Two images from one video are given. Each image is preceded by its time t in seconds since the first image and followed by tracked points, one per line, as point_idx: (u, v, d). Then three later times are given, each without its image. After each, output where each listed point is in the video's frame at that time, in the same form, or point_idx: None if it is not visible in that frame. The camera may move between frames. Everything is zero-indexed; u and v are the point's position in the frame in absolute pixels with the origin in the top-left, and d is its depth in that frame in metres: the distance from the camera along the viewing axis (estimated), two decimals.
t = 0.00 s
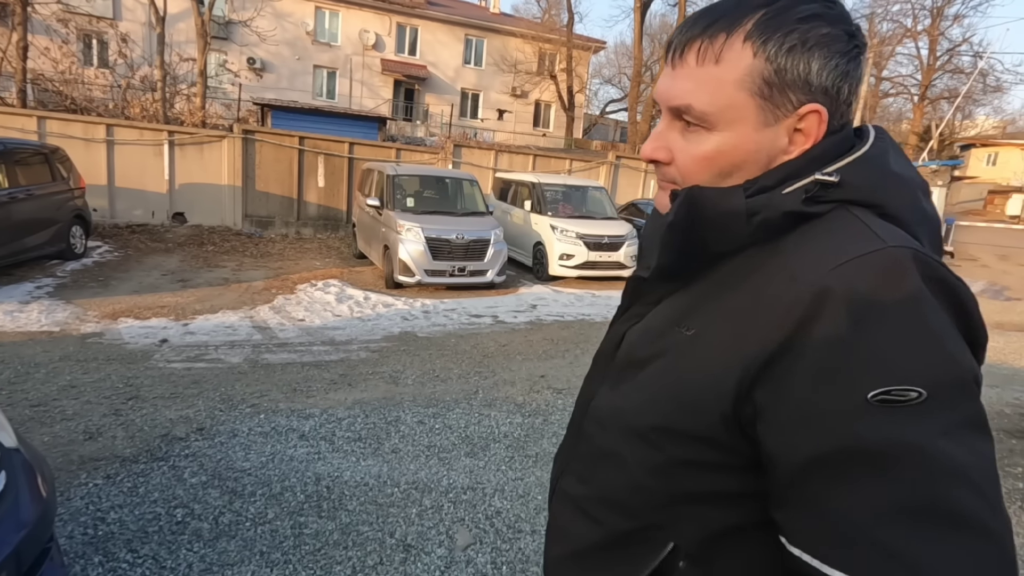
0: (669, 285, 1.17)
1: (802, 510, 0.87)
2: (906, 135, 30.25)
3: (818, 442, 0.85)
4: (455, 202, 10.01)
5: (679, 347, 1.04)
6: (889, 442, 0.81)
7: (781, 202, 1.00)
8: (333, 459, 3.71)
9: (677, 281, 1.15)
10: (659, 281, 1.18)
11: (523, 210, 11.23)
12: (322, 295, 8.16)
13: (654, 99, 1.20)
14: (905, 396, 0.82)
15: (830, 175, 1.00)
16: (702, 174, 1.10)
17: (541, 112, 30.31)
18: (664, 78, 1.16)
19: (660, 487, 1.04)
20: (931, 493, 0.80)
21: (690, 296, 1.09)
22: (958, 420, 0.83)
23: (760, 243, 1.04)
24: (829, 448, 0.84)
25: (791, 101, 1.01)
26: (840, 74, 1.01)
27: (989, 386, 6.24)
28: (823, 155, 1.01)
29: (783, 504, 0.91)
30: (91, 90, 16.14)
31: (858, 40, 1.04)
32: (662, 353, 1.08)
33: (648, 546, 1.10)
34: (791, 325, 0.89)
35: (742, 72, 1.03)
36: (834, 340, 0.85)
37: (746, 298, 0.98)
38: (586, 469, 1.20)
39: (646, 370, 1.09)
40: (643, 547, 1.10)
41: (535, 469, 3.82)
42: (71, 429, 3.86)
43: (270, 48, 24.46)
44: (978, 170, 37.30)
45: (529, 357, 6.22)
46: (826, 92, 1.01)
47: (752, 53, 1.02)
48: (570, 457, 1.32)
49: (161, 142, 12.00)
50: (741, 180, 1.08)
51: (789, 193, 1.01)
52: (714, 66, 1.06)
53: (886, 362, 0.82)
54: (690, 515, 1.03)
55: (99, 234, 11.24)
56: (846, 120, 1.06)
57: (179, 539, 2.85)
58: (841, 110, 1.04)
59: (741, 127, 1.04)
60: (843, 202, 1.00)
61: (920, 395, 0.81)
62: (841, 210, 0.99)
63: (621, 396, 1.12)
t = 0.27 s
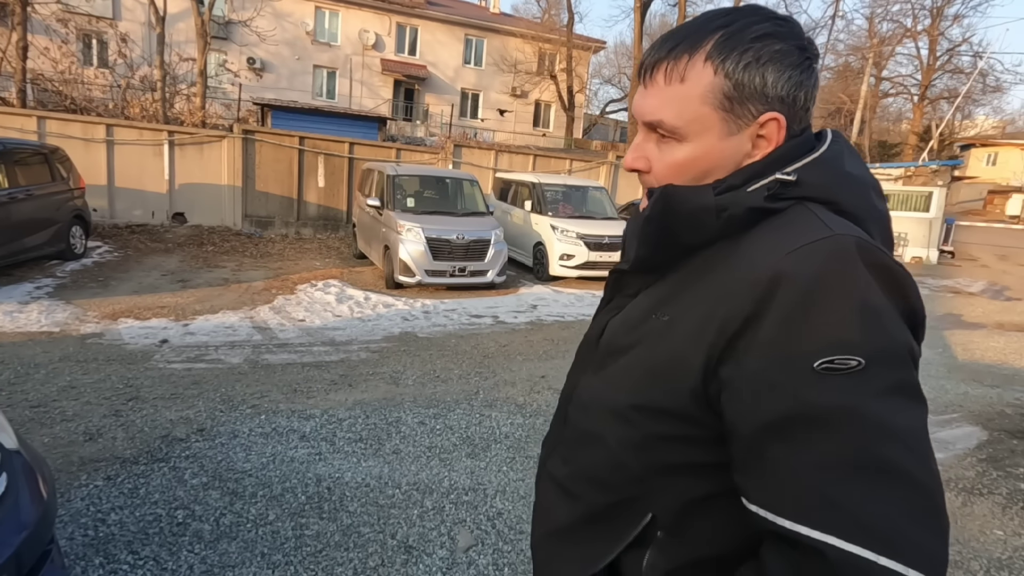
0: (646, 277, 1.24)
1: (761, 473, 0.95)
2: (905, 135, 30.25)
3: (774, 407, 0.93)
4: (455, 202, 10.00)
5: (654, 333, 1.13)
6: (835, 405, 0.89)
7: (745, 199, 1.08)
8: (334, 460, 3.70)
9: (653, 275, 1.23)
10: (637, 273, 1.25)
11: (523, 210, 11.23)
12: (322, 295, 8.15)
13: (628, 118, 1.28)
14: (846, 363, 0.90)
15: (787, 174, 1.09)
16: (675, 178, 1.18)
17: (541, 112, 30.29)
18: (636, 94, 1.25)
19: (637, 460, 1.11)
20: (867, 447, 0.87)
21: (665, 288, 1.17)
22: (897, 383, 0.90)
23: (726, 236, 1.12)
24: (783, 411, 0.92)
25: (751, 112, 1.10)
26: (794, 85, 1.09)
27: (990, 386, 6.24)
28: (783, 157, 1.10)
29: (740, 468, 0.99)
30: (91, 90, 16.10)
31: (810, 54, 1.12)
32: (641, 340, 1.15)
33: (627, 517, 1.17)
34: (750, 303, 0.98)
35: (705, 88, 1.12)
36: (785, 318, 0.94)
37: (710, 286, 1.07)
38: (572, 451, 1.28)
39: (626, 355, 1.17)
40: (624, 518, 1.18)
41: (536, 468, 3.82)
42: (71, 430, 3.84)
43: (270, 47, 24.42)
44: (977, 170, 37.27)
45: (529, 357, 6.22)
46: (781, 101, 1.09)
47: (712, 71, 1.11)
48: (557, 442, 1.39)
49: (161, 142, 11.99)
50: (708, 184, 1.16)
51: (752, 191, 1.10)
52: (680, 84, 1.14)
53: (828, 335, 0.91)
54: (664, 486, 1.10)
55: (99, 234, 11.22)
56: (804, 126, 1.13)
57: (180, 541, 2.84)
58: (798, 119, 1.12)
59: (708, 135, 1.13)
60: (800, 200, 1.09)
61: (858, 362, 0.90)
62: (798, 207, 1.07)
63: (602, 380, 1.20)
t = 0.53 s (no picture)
0: (632, 270, 1.24)
1: (747, 445, 0.96)
2: (907, 135, 30.20)
3: (758, 377, 0.94)
4: (456, 202, 10.00)
5: (639, 321, 1.13)
6: (811, 370, 0.91)
7: (718, 192, 1.11)
8: (335, 460, 3.69)
9: (637, 267, 1.24)
10: (623, 267, 1.26)
11: (524, 210, 11.21)
12: (323, 295, 8.14)
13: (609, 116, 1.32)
14: (819, 332, 0.92)
15: (756, 168, 1.12)
16: (653, 174, 1.20)
17: (542, 112, 30.27)
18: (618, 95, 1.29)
19: (628, 444, 1.12)
20: (839, 406, 0.89)
21: (650, 278, 1.17)
22: (869, 348, 0.93)
23: (705, 224, 1.13)
24: (764, 382, 0.94)
25: (722, 111, 1.13)
26: (762, 87, 1.13)
27: (993, 387, 6.21)
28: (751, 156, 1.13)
29: (727, 441, 1.00)
30: (92, 90, 16.09)
31: (777, 59, 1.16)
32: (627, 329, 1.15)
33: (621, 503, 1.16)
34: (730, 282, 1.00)
35: (679, 88, 1.15)
36: (762, 296, 0.97)
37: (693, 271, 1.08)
38: (565, 443, 1.29)
39: (612, 346, 1.18)
40: (617, 504, 1.17)
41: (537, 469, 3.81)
42: (71, 430, 3.84)
43: (271, 47, 24.42)
44: (979, 170, 37.19)
45: (530, 357, 6.21)
46: (750, 101, 1.13)
47: (687, 72, 1.14)
48: (551, 436, 1.39)
49: (162, 141, 11.99)
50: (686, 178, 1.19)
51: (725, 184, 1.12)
52: (657, 84, 1.18)
53: (800, 308, 0.93)
54: (655, 468, 1.10)
55: (100, 234, 11.22)
56: (772, 127, 1.17)
57: (181, 541, 2.84)
58: (767, 119, 1.15)
59: (682, 133, 1.16)
60: (769, 190, 1.12)
61: (832, 331, 0.92)
62: (767, 198, 1.10)
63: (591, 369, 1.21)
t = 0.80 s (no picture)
0: (627, 271, 1.24)
1: (749, 434, 0.96)
2: (909, 136, 30.16)
3: (757, 367, 0.93)
4: (457, 203, 9.99)
5: (637, 320, 1.12)
6: (806, 359, 0.90)
7: (709, 192, 1.10)
8: (337, 462, 3.68)
9: (634, 267, 1.23)
10: (618, 267, 1.25)
11: (526, 210, 11.20)
12: (325, 295, 8.13)
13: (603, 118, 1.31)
14: (817, 323, 0.92)
15: (746, 167, 1.12)
16: (644, 174, 1.20)
17: (543, 112, 30.26)
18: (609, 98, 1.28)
19: (629, 440, 1.11)
20: (838, 391, 0.89)
21: (646, 276, 1.16)
22: (866, 334, 0.93)
23: (700, 222, 1.13)
24: (764, 373, 0.93)
25: (711, 113, 1.13)
26: (748, 91, 1.13)
27: (996, 388, 6.19)
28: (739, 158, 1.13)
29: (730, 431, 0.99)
30: (94, 90, 16.09)
31: (764, 66, 1.16)
32: (624, 329, 1.14)
33: (625, 499, 1.15)
34: (726, 276, 0.99)
35: (669, 91, 1.14)
36: (757, 290, 0.96)
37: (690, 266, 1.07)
38: (566, 442, 1.28)
39: (609, 346, 1.17)
40: (621, 500, 1.16)
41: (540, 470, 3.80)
42: (73, 431, 3.83)
43: (273, 48, 24.44)
44: (981, 171, 37.13)
45: (532, 358, 6.20)
46: (736, 105, 1.12)
47: (677, 75, 1.14)
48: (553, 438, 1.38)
49: (164, 142, 12.00)
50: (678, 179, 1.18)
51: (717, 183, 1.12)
52: (648, 86, 1.17)
53: (796, 298, 0.94)
54: (658, 463, 1.09)
55: (101, 234, 11.23)
56: (761, 132, 1.17)
57: (183, 543, 2.83)
58: (753, 123, 1.15)
59: (672, 134, 1.16)
60: (760, 188, 1.11)
61: (830, 321, 0.91)
62: (758, 197, 1.09)
63: (590, 369, 1.20)
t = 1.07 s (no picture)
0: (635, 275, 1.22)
1: (761, 439, 0.95)
2: (912, 136, 30.07)
3: (770, 372, 0.92)
4: (460, 203, 9.98)
5: (645, 325, 1.10)
6: (821, 366, 0.89)
7: (723, 195, 1.09)
8: (341, 463, 3.67)
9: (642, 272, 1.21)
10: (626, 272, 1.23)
11: (529, 211, 11.19)
12: (327, 296, 8.13)
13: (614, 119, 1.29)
14: (834, 331, 0.90)
15: (759, 172, 1.11)
16: (655, 178, 1.18)
17: (545, 113, 30.24)
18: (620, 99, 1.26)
19: (638, 446, 1.09)
20: (855, 398, 0.87)
21: (654, 281, 1.14)
22: (882, 340, 0.92)
23: (710, 227, 1.11)
24: (778, 379, 0.92)
25: (725, 117, 1.11)
26: (762, 97, 1.12)
27: (1001, 390, 6.16)
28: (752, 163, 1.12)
29: (742, 437, 0.98)
30: (97, 90, 16.11)
31: (777, 72, 1.15)
32: (632, 334, 1.12)
33: (634, 508, 1.14)
34: (739, 282, 0.98)
35: (685, 94, 1.13)
36: (770, 296, 0.95)
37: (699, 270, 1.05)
38: (572, 449, 1.26)
39: (615, 352, 1.15)
40: (629, 507, 1.15)
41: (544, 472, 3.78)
42: (78, 432, 3.83)
43: (275, 48, 24.47)
44: (984, 172, 37.03)
45: (535, 359, 6.18)
46: (751, 109, 1.11)
47: (692, 78, 1.12)
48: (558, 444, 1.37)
49: (167, 142, 12.01)
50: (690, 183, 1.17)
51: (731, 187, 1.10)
52: (663, 89, 1.15)
53: (811, 302, 0.93)
54: (666, 470, 1.07)
55: (105, 234, 11.25)
56: (773, 139, 1.16)
57: (187, 545, 2.82)
58: (766, 128, 1.14)
59: (685, 137, 1.14)
60: (771, 194, 1.10)
61: (846, 329, 0.90)
62: (770, 201, 1.08)
63: (597, 374, 1.18)
